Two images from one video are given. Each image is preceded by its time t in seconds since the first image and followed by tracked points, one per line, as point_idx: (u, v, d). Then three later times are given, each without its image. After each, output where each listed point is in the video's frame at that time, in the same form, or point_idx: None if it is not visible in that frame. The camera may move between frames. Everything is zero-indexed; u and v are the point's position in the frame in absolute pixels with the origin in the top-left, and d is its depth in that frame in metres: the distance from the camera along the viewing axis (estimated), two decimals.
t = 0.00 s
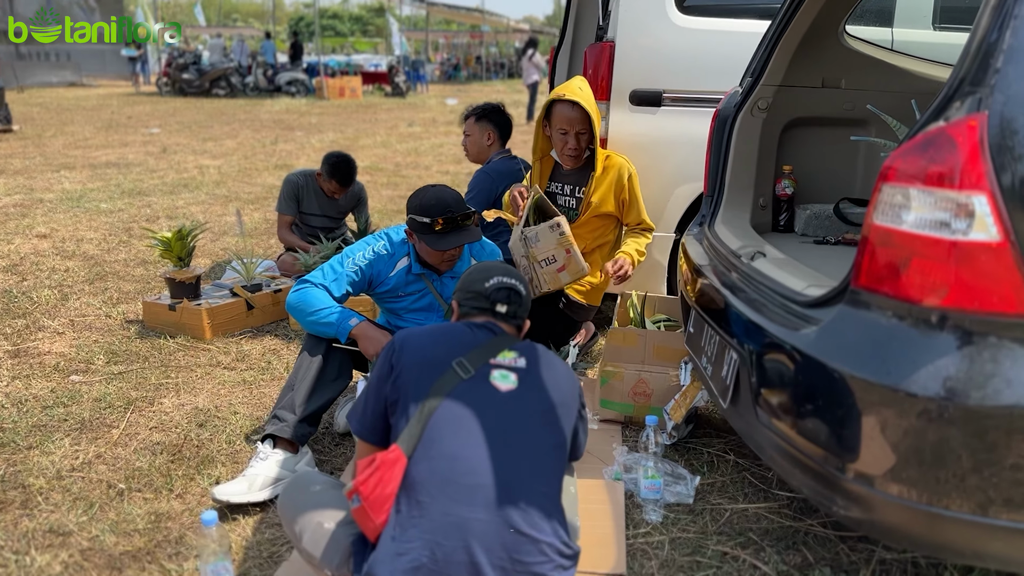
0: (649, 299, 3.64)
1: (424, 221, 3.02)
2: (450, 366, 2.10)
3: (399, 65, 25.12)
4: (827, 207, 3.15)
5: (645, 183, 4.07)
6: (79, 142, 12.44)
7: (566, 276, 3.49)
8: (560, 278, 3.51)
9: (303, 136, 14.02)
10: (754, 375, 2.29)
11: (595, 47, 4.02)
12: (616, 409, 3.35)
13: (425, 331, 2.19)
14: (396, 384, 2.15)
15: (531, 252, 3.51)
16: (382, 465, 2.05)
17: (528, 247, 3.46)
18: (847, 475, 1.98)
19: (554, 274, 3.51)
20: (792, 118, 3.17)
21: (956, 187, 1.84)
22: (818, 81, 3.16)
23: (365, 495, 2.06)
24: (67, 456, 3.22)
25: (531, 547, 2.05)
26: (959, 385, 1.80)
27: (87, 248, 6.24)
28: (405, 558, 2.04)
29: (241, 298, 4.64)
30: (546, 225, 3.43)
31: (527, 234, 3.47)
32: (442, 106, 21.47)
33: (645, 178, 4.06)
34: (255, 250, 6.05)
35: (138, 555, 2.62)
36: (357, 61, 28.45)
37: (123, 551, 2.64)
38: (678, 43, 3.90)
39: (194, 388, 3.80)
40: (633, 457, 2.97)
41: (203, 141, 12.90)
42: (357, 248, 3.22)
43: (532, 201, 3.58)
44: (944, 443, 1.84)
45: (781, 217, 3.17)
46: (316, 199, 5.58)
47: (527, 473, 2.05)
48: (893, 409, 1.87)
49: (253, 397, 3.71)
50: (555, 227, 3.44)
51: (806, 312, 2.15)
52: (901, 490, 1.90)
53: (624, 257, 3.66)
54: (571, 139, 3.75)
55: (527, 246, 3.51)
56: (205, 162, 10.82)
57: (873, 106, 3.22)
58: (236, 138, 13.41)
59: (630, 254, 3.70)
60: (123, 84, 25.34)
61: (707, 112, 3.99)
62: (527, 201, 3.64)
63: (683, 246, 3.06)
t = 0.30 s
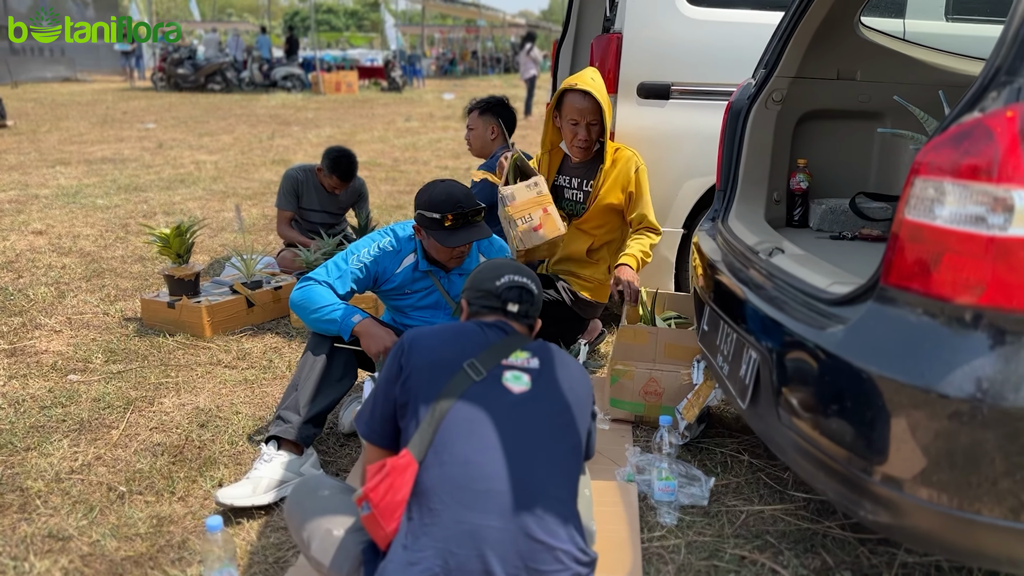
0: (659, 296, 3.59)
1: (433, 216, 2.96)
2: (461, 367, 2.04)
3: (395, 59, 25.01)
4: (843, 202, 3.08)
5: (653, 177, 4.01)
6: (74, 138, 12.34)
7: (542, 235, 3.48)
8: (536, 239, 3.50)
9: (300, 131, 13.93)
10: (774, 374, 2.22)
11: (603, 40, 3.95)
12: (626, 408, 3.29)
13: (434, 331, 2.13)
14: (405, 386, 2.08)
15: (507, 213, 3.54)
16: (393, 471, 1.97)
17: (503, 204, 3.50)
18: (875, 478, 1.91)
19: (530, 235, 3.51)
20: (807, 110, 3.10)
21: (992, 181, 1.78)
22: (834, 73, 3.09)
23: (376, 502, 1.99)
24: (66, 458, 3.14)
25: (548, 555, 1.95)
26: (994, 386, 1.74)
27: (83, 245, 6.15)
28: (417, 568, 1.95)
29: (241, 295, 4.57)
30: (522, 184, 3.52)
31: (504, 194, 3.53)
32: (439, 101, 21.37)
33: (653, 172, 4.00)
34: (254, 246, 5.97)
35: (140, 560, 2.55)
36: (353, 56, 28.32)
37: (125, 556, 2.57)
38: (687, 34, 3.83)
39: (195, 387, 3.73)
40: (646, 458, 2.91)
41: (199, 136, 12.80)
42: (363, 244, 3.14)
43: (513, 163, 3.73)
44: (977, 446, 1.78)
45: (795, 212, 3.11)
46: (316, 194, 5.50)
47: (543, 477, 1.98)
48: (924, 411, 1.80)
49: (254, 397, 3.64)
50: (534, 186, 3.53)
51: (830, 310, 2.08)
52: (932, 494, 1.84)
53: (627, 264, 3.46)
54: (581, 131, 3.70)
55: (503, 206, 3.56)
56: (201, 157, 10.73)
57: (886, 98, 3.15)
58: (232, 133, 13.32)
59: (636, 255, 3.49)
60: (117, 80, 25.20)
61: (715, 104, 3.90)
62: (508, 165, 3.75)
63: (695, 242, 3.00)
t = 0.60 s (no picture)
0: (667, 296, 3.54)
1: (438, 214, 2.90)
2: (472, 371, 1.97)
3: (391, 55, 24.90)
4: (855, 198, 3.03)
5: (658, 173, 3.94)
6: (69, 134, 12.25)
7: (509, 228, 3.54)
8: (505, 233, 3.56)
9: (297, 127, 13.85)
10: (790, 374, 2.17)
11: (607, 33, 3.89)
12: (634, 408, 3.24)
13: (442, 332, 2.07)
14: (414, 390, 2.02)
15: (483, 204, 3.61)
16: (402, 478, 1.91)
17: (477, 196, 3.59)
18: (897, 482, 1.86)
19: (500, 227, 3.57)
20: (818, 105, 3.04)
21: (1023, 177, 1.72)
22: (845, 67, 3.03)
23: (384, 510, 1.93)
24: (63, 461, 3.08)
25: (562, 563, 1.90)
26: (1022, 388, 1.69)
27: (79, 242, 6.08)
28: None
29: (240, 293, 4.50)
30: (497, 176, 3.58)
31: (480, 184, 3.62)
32: (436, 96, 21.29)
33: (659, 169, 3.93)
34: (252, 244, 5.90)
35: (140, 567, 2.49)
36: (349, 51, 28.20)
37: (125, 562, 2.51)
38: (693, 29, 3.78)
39: (194, 388, 3.67)
40: (656, 460, 2.86)
41: (195, 132, 12.71)
42: (365, 242, 3.08)
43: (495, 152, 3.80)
44: (1004, 450, 1.73)
45: (806, 208, 3.06)
46: (315, 191, 5.42)
47: (557, 483, 1.92)
48: (950, 414, 1.75)
49: (255, 397, 3.58)
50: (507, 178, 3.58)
51: (853, 310, 2.02)
52: (957, 500, 1.79)
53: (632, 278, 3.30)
54: (584, 124, 3.65)
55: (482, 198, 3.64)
56: (197, 154, 10.65)
57: (898, 93, 3.10)
58: (228, 129, 13.24)
59: (637, 264, 3.33)
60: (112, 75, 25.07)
61: (721, 100, 3.88)
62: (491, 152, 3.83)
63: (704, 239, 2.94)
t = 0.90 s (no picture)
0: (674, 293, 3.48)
1: (439, 211, 2.83)
2: (481, 375, 1.90)
3: (385, 49, 24.77)
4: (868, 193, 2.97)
5: (663, 168, 3.87)
6: (61, 129, 12.13)
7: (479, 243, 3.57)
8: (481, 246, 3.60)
9: (291, 121, 13.74)
10: (809, 375, 2.11)
11: (611, 26, 3.81)
12: (640, 407, 3.17)
13: (447, 334, 1.99)
14: (420, 396, 1.95)
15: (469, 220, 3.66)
16: (411, 489, 1.84)
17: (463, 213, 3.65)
18: (924, 488, 1.80)
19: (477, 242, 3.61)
20: (830, 98, 2.98)
21: None
22: (857, 59, 2.97)
23: (394, 522, 1.86)
24: (58, 465, 3.00)
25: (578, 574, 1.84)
26: None
27: (72, 239, 5.99)
28: None
29: (236, 291, 4.42)
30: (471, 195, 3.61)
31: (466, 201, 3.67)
32: (430, 91, 21.17)
33: (663, 163, 3.86)
34: (248, 240, 5.82)
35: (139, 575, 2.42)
36: (341, 45, 28.04)
37: (122, 571, 2.44)
38: (698, 21, 3.72)
39: (191, 388, 3.59)
40: (667, 463, 2.79)
41: (188, 127, 12.59)
42: (366, 238, 3.01)
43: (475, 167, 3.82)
44: None
45: (818, 204, 2.99)
46: (312, 186, 5.34)
47: (572, 489, 1.86)
48: (981, 419, 1.69)
49: (254, 398, 3.50)
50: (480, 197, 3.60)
51: (878, 311, 1.95)
52: (987, 507, 1.73)
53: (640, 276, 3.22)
54: (576, 116, 3.55)
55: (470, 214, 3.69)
56: (190, 149, 10.54)
57: (911, 86, 3.05)
58: (221, 124, 13.13)
59: (646, 263, 3.26)
60: (103, 70, 24.89)
61: (727, 93, 3.81)
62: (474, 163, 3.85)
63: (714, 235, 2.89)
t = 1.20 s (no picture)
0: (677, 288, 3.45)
1: (431, 210, 2.84)
2: (482, 380, 1.85)
3: (378, 44, 24.67)
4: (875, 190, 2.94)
5: (665, 166, 3.83)
6: (52, 125, 12.04)
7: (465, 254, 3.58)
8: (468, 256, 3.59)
9: (284, 117, 13.66)
10: (821, 376, 2.06)
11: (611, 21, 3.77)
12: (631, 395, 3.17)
13: (445, 337, 1.93)
14: (420, 402, 1.89)
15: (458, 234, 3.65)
16: (414, 499, 1.78)
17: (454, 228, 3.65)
18: (940, 493, 1.76)
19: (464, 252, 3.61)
20: (837, 93, 2.94)
21: None
22: (865, 54, 2.93)
23: (397, 535, 1.79)
24: (52, 469, 2.95)
25: None
26: None
27: (65, 237, 5.92)
28: None
29: (232, 290, 4.36)
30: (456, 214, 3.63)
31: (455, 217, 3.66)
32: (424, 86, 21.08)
33: (665, 161, 3.82)
34: (243, 238, 5.76)
35: None
36: (335, 40, 27.93)
37: None
38: (700, 15, 3.67)
39: (188, 390, 3.54)
40: (673, 466, 2.74)
41: (181, 123, 12.51)
42: (365, 237, 2.96)
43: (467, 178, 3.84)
44: None
45: (825, 202, 2.95)
46: (307, 182, 5.28)
47: (580, 495, 1.81)
48: (1001, 423, 1.65)
49: (251, 400, 3.45)
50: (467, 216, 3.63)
51: (894, 313, 1.90)
52: (1007, 513, 1.69)
53: (646, 268, 3.19)
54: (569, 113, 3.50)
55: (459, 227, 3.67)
56: (184, 145, 10.46)
57: (918, 81, 3.02)
58: (215, 119, 13.04)
59: (652, 255, 3.24)
60: (94, 65, 24.74)
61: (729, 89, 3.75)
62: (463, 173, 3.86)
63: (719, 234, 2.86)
